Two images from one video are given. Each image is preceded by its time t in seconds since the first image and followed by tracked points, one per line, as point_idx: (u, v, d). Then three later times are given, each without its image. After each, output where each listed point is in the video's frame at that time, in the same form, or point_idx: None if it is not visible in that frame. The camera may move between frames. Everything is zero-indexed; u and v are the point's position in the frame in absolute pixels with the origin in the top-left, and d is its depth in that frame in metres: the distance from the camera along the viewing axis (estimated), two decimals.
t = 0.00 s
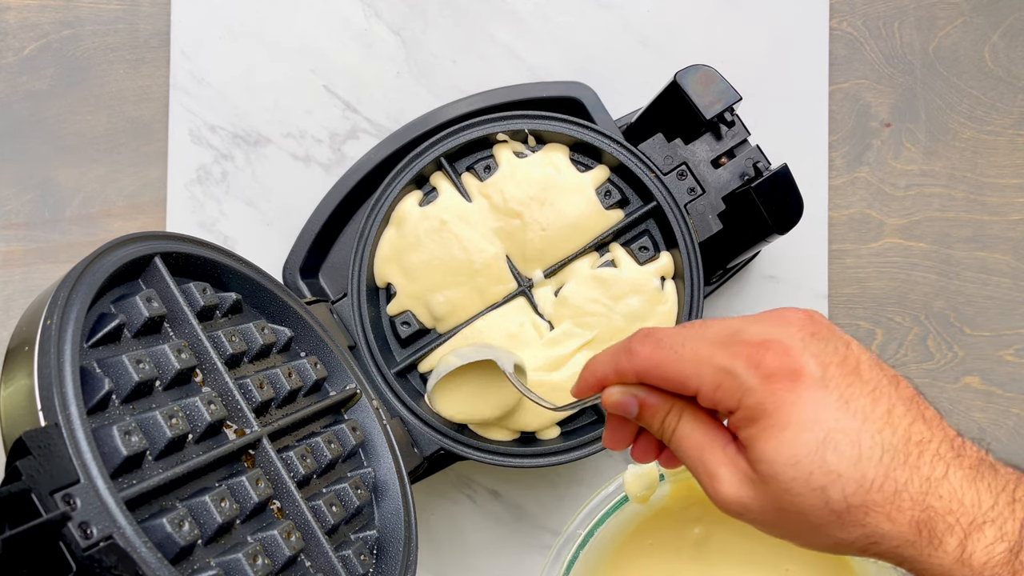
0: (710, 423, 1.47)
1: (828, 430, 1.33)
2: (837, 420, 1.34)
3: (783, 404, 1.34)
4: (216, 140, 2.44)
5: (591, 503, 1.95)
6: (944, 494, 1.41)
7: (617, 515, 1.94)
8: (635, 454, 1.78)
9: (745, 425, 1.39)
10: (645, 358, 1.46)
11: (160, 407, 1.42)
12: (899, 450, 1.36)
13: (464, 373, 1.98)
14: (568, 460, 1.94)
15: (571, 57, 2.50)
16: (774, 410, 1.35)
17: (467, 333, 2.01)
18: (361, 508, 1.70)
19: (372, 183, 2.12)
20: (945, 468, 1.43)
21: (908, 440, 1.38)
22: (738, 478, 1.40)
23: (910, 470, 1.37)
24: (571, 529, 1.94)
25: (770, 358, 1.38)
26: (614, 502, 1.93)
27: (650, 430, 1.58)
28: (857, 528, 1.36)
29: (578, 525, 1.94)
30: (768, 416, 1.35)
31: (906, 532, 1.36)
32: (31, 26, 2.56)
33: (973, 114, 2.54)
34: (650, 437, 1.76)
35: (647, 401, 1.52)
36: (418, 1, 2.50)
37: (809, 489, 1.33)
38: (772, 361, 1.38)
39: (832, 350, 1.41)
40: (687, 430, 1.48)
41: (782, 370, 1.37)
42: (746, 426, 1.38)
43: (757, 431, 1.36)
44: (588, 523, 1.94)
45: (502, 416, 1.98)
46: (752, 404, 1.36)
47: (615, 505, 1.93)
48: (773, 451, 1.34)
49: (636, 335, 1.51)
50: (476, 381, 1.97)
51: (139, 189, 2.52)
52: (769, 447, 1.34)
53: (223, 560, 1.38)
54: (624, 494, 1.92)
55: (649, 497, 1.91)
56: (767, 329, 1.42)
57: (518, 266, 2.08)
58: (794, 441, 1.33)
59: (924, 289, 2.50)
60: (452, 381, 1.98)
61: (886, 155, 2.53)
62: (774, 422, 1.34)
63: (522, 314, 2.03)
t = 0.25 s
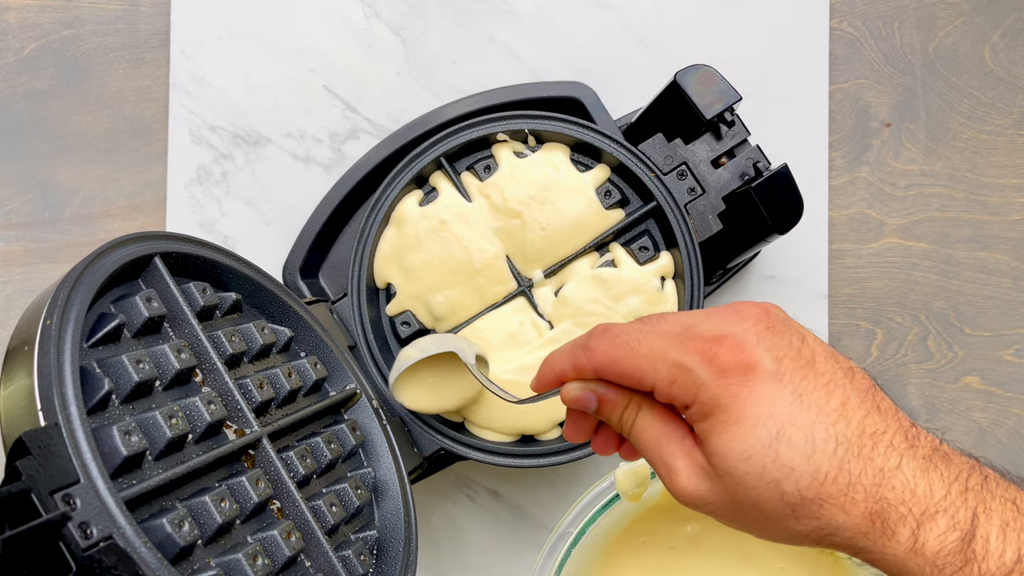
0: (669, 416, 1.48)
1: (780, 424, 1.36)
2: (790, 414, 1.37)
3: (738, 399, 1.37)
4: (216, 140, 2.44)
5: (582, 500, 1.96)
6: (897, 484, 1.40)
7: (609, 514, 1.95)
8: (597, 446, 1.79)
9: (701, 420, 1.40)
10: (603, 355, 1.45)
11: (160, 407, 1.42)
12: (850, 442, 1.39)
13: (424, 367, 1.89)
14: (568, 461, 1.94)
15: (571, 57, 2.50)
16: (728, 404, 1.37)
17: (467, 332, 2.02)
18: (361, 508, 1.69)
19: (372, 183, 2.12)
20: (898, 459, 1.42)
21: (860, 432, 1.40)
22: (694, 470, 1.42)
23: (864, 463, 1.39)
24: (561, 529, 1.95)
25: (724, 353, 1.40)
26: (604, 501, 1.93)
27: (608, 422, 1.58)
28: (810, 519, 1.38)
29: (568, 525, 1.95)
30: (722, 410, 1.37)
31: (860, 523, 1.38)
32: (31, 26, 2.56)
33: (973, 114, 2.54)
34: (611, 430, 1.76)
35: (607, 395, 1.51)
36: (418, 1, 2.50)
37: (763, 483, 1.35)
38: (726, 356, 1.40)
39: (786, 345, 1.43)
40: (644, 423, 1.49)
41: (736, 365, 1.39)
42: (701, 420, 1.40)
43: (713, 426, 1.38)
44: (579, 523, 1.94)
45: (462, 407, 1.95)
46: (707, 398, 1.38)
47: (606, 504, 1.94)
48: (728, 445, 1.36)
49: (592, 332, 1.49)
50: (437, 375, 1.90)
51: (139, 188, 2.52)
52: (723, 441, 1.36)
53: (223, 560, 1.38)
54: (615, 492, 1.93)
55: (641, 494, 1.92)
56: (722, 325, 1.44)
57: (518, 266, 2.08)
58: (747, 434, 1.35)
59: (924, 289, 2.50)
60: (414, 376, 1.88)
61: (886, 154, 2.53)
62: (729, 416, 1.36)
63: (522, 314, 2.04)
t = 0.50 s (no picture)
0: (653, 389, 1.47)
1: (763, 397, 1.34)
2: (773, 387, 1.35)
3: (721, 371, 1.35)
4: (216, 140, 2.43)
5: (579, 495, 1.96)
6: (874, 459, 1.42)
7: (604, 509, 1.95)
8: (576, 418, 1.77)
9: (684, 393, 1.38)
10: (588, 328, 1.43)
11: (160, 407, 1.41)
12: (830, 417, 1.39)
13: (396, 337, 1.89)
14: (568, 460, 1.94)
15: (571, 57, 2.50)
16: (712, 376, 1.35)
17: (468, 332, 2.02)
18: (361, 508, 1.69)
19: (372, 183, 2.12)
20: (876, 435, 1.44)
21: (840, 408, 1.41)
22: (677, 443, 1.41)
23: (843, 438, 1.39)
24: (556, 525, 1.96)
25: (709, 327, 1.37)
26: (600, 497, 1.94)
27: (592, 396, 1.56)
28: (789, 491, 1.36)
29: (563, 520, 1.96)
30: (707, 382, 1.35)
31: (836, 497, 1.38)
32: (31, 26, 2.56)
33: (973, 114, 2.54)
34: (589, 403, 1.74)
35: (590, 370, 1.50)
36: (418, 1, 2.50)
37: (744, 455, 1.33)
38: (712, 329, 1.37)
39: (769, 322, 1.42)
40: (630, 395, 1.48)
41: (720, 338, 1.36)
42: (684, 393, 1.38)
43: (696, 398, 1.36)
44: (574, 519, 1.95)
45: (430, 378, 1.96)
46: (691, 370, 1.36)
47: (601, 500, 1.95)
48: (710, 417, 1.34)
49: (578, 307, 1.46)
50: (410, 349, 1.91)
51: (139, 188, 2.52)
52: (705, 413, 1.34)
53: (223, 560, 1.38)
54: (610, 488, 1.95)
55: (637, 491, 1.93)
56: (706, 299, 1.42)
57: (518, 266, 2.08)
58: (730, 406, 1.33)
59: (924, 289, 2.50)
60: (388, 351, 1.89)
61: (887, 154, 2.53)
62: (712, 389, 1.34)
63: (523, 314, 2.04)
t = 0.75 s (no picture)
0: (660, 340, 1.49)
1: (772, 348, 1.37)
2: (783, 341, 1.38)
3: (732, 322, 1.38)
4: (216, 140, 2.43)
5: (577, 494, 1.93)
6: (875, 419, 1.44)
7: (601, 509, 1.94)
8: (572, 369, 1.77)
9: (694, 342, 1.41)
10: (602, 277, 1.45)
11: (160, 407, 1.41)
12: (835, 375, 1.42)
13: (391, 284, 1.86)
14: (568, 460, 1.94)
15: (571, 57, 2.50)
16: (722, 326, 1.38)
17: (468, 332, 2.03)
18: (361, 508, 1.69)
19: (372, 183, 2.12)
20: (878, 397, 1.47)
21: (845, 367, 1.44)
22: (681, 391, 1.44)
23: (846, 396, 1.42)
24: (554, 525, 1.91)
25: (724, 279, 1.41)
26: (595, 498, 1.91)
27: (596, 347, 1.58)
28: (788, 444, 1.40)
29: (561, 520, 1.91)
30: (716, 332, 1.39)
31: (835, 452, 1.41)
32: (31, 25, 2.56)
33: (973, 114, 2.54)
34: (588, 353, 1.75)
35: (598, 319, 1.51)
36: (418, 1, 2.50)
37: (748, 405, 1.37)
38: (726, 281, 1.41)
39: (783, 277, 1.45)
40: (637, 346, 1.50)
41: (734, 290, 1.40)
42: (694, 342, 1.41)
43: (705, 346, 1.39)
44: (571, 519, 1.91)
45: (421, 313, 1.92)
46: (702, 319, 1.39)
47: (598, 500, 1.92)
48: (718, 365, 1.37)
49: (592, 256, 1.48)
50: (399, 295, 1.88)
51: (139, 188, 2.52)
52: (713, 361, 1.37)
53: (223, 560, 1.38)
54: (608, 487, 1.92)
55: (633, 490, 1.94)
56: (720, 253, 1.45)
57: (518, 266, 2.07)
58: (738, 356, 1.36)
59: (924, 289, 2.50)
60: (378, 295, 1.86)
61: (887, 155, 2.53)
62: (723, 338, 1.38)
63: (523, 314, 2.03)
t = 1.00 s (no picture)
0: (666, 306, 1.54)
1: (777, 319, 1.42)
2: (786, 311, 1.43)
3: (739, 291, 1.43)
4: (216, 140, 2.43)
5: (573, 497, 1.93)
6: (872, 392, 1.49)
7: (598, 512, 1.93)
8: (575, 330, 1.84)
9: (700, 309, 1.46)
10: (612, 242, 1.49)
11: (160, 407, 1.41)
12: (837, 348, 1.46)
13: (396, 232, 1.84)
14: (568, 460, 1.94)
15: (571, 57, 2.50)
16: (728, 294, 1.43)
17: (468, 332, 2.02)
18: (361, 508, 1.69)
19: (372, 183, 2.12)
20: (877, 371, 1.51)
21: (847, 341, 1.49)
22: (683, 356, 1.49)
23: (845, 369, 1.47)
24: (550, 528, 1.91)
25: (733, 249, 1.45)
26: (592, 502, 1.89)
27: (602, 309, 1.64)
28: (785, 411, 1.45)
29: (557, 523, 1.91)
30: (722, 300, 1.43)
31: (831, 422, 1.46)
32: (31, 25, 2.56)
33: (973, 114, 2.54)
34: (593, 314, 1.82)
35: (603, 283, 1.57)
36: (418, 1, 2.50)
37: (749, 372, 1.42)
38: (735, 251, 1.45)
39: (789, 251, 1.50)
40: (640, 310, 1.55)
41: (742, 260, 1.44)
42: (699, 309, 1.46)
43: (710, 313, 1.44)
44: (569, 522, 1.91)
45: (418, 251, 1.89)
46: (710, 287, 1.43)
47: (595, 503, 1.91)
48: (722, 333, 1.41)
49: (603, 222, 1.52)
50: (397, 245, 1.85)
51: (139, 188, 2.52)
52: (717, 328, 1.42)
53: (223, 560, 1.38)
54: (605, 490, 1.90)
55: (631, 493, 1.91)
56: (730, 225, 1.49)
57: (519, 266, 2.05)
58: (742, 323, 1.41)
59: (924, 289, 2.50)
60: (377, 247, 1.82)
61: (887, 155, 2.53)
62: (728, 306, 1.42)
63: (523, 314, 2.03)
